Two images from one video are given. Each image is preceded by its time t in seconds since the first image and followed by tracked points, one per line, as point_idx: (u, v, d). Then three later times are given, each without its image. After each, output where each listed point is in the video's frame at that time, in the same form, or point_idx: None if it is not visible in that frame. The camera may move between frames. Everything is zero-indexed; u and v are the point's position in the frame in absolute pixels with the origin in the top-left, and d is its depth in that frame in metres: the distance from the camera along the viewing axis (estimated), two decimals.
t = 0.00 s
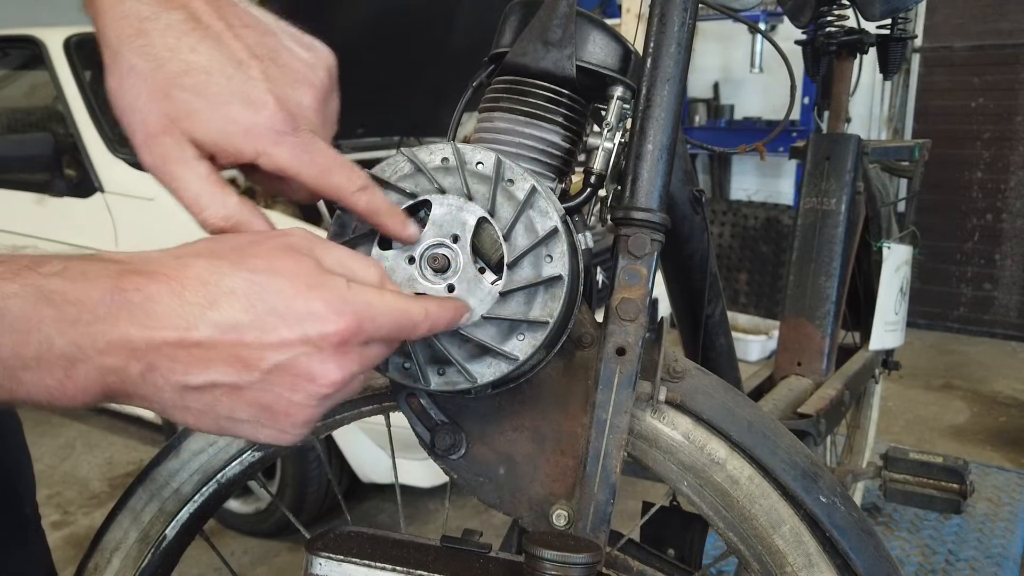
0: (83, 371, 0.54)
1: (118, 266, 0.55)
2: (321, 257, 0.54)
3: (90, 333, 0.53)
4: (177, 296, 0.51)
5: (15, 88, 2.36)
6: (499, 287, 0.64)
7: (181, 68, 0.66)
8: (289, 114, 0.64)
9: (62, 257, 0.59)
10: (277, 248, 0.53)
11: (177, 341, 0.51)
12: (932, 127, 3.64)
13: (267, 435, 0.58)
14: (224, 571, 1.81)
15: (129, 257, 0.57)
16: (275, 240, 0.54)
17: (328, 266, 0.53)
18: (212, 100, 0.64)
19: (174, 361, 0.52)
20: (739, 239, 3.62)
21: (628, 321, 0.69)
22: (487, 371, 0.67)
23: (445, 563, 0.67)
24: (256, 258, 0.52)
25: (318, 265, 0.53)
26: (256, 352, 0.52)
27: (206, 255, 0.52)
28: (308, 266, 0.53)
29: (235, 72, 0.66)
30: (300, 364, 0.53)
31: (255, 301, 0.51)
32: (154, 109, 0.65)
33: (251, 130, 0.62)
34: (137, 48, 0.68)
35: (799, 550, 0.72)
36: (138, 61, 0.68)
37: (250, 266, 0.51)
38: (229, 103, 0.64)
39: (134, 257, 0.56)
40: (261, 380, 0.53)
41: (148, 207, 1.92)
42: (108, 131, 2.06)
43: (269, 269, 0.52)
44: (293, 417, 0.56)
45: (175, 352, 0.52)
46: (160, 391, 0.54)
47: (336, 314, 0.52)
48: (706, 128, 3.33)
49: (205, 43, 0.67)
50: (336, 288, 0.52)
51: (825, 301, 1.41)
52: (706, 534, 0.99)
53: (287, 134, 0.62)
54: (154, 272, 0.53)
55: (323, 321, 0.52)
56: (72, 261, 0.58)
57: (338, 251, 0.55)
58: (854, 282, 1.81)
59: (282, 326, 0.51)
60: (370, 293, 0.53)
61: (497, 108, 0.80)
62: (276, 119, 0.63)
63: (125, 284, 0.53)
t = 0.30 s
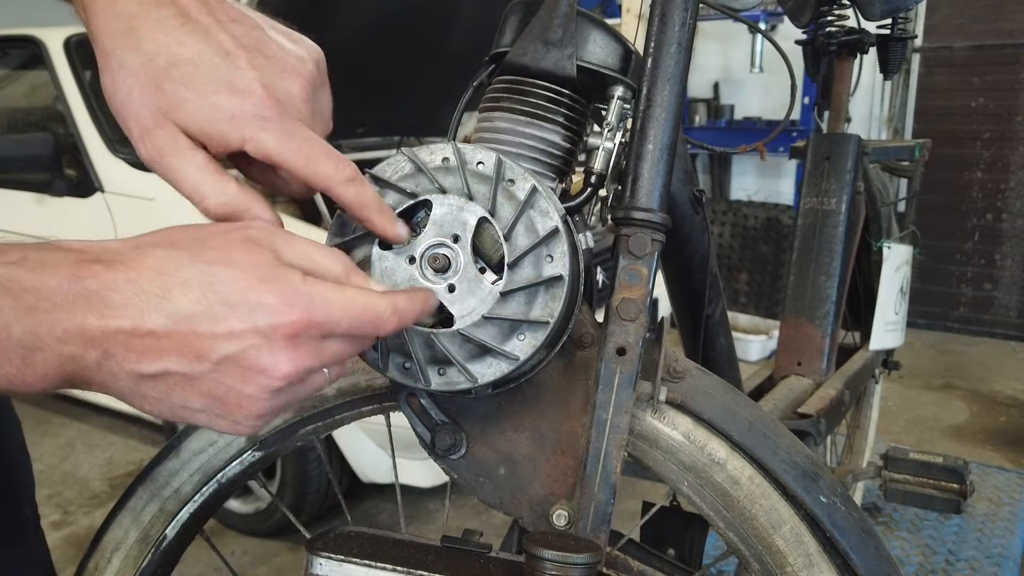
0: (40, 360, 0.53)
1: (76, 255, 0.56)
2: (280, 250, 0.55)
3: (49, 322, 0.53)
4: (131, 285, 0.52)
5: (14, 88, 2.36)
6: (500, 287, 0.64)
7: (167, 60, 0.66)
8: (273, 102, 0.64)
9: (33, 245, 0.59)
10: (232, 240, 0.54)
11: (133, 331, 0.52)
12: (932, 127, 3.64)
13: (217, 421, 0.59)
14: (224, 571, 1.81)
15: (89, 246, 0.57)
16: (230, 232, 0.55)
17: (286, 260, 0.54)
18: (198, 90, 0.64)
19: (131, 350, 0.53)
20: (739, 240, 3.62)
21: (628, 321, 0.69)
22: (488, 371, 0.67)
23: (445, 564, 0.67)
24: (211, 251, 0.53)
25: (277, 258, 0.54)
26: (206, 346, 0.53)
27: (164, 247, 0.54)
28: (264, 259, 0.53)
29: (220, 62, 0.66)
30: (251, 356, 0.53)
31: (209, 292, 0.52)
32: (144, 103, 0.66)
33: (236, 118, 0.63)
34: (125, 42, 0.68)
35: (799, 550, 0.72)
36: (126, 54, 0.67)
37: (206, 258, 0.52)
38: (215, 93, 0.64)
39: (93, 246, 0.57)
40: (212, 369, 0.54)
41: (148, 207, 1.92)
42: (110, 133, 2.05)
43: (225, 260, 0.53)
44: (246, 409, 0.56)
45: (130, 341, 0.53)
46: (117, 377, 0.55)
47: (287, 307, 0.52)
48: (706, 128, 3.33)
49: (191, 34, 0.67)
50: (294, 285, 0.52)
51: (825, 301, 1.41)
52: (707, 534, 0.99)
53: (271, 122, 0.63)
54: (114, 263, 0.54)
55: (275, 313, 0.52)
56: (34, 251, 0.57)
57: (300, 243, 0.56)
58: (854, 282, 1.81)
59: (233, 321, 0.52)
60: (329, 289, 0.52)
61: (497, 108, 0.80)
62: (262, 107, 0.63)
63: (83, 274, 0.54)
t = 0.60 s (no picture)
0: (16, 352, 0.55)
1: (45, 251, 0.58)
2: (245, 232, 0.60)
3: (19, 315, 0.55)
4: (101, 275, 0.54)
5: (15, 89, 2.38)
6: (500, 287, 0.64)
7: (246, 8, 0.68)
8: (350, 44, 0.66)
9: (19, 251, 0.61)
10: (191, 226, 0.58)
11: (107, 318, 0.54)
12: (932, 127, 3.64)
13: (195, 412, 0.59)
14: (224, 570, 1.81)
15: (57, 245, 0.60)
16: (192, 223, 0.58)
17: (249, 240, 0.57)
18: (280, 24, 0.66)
19: (105, 339, 0.55)
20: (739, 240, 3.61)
21: (628, 321, 0.69)
22: (488, 371, 0.67)
23: (445, 563, 0.67)
24: (175, 238, 0.56)
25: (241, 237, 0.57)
26: (182, 323, 0.54)
27: (129, 240, 0.57)
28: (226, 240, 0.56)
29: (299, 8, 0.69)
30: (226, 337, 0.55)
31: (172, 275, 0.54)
32: (230, 52, 0.66)
33: (320, 45, 0.64)
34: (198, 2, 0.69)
35: (799, 550, 0.72)
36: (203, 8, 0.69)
37: (170, 245, 0.55)
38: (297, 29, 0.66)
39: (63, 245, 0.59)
40: (187, 351, 0.55)
41: (148, 206, 1.92)
42: (107, 130, 2.09)
43: (190, 243, 0.55)
44: (223, 395, 0.57)
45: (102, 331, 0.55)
46: (94, 372, 0.57)
47: (259, 284, 0.55)
48: (706, 128, 3.33)
49: None
50: (263, 262, 0.55)
51: (825, 301, 1.41)
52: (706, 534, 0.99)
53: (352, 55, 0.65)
54: (82, 256, 0.56)
55: (245, 289, 0.54)
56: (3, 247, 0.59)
57: (264, 222, 0.61)
58: (854, 282, 1.81)
59: (203, 297, 0.54)
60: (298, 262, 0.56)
61: (497, 108, 0.79)
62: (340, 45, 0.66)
63: (52, 268, 0.56)
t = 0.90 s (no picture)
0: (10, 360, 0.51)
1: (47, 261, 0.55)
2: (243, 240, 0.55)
3: (17, 320, 0.52)
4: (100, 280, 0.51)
5: (16, 89, 2.38)
6: (500, 286, 0.63)
7: None
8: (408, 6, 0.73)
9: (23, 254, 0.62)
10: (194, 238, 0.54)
11: (101, 323, 0.50)
12: (932, 127, 3.65)
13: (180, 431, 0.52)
14: (224, 570, 1.81)
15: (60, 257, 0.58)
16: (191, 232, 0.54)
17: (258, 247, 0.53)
18: None
19: (97, 345, 0.50)
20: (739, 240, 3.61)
21: (628, 322, 0.69)
22: (488, 371, 0.67)
23: (444, 563, 0.67)
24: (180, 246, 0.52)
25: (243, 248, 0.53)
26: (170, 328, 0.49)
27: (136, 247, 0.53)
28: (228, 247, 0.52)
29: None
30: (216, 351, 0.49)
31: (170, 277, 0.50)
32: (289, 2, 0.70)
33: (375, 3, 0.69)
34: None
35: (799, 550, 0.72)
36: None
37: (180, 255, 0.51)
38: None
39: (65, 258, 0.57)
40: (175, 364, 0.50)
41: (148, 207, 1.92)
42: (107, 131, 2.08)
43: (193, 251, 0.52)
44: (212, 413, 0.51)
45: (94, 335, 0.50)
46: (85, 384, 0.52)
47: (257, 292, 0.50)
48: (706, 128, 3.33)
49: None
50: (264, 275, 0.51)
51: (825, 301, 1.41)
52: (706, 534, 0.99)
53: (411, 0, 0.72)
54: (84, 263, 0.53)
55: (245, 301, 0.50)
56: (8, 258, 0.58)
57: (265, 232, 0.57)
58: (855, 282, 1.80)
59: (198, 298, 0.49)
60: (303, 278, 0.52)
61: (497, 107, 0.79)
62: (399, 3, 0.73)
63: (49, 275, 0.53)
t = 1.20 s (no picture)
0: None
1: (29, 274, 0.58)
2: (219, 239, 0.59)
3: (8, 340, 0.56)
4: (85, 307, 0.56)
5: (16, 89, 2.37)
6: (500, 286, 0.63)
7: (320, 43, 0.77)
8: (419, 81, 0.74)
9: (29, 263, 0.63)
10: (176, 252, 0.58)
11: (88, 343, 0.56)
12: (932, 127, 3.65)
13: (168, 438, 0.61)
14: (224, 570, 1.81)
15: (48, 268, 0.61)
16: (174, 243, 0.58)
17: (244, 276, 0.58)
18: (334, 48, 0.76)
19: (84, 365, 0.57)
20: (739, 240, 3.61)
21: (629, 321, 0.69)
22: (487, 371, 0.66)
23: (445, 563, 0.67)
24: (160, 266, 0.57)
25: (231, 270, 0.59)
26: (156, 349, 0.56)
27: (111, 264, 0.58)
28: (212, 271, 0.57)
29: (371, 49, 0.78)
30: (199, 373, 0.56)
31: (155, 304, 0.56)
32: (283, 51, 0.77)
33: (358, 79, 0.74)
34: (276, 34, 0.78)
35: (799, 550, 0.72)
36: (278, 40, 0.78)
37: (153, 275, 0.56)
38: (365, 71, 0.74)
39: (45, 268, 0.60)
40: (156, 382, 0.57)
41: (148, 207, 1.92)
42: (107, 131, 2.09)
43: (175, 276, 0.57)
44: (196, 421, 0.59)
45: (80, 356, 0.56)
46: (72, 399, 0.58)
47: (227, 324, 0.56)
48: (706, 128, 3.33)
49: (345, 29, 0.81)
50: (248, 304, 0.57)
51: (825, 301, 1.41)
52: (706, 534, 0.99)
53: (412, 92, 0.72)
54: (67, 281, 0.58)
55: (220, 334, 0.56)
56: None
57: (234, 218, 0.60)
58: (854, 282, 1.80)
59: (180, 327, 0.55)
60: (279, 310, 0.57)
61: (498, 107, 0.79)
62: (406, 83, 0.73)
63: (37, 292, 0.57)
